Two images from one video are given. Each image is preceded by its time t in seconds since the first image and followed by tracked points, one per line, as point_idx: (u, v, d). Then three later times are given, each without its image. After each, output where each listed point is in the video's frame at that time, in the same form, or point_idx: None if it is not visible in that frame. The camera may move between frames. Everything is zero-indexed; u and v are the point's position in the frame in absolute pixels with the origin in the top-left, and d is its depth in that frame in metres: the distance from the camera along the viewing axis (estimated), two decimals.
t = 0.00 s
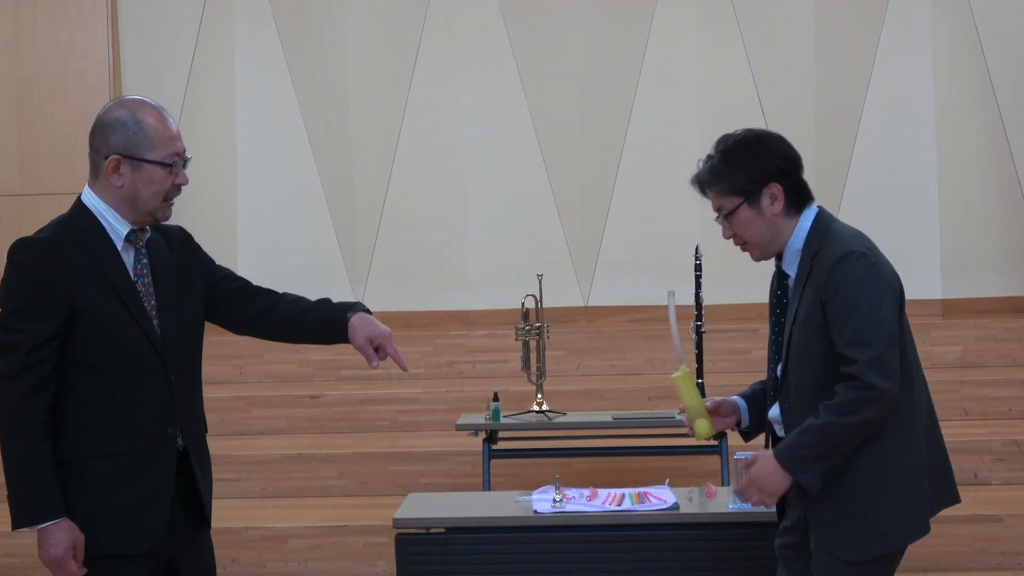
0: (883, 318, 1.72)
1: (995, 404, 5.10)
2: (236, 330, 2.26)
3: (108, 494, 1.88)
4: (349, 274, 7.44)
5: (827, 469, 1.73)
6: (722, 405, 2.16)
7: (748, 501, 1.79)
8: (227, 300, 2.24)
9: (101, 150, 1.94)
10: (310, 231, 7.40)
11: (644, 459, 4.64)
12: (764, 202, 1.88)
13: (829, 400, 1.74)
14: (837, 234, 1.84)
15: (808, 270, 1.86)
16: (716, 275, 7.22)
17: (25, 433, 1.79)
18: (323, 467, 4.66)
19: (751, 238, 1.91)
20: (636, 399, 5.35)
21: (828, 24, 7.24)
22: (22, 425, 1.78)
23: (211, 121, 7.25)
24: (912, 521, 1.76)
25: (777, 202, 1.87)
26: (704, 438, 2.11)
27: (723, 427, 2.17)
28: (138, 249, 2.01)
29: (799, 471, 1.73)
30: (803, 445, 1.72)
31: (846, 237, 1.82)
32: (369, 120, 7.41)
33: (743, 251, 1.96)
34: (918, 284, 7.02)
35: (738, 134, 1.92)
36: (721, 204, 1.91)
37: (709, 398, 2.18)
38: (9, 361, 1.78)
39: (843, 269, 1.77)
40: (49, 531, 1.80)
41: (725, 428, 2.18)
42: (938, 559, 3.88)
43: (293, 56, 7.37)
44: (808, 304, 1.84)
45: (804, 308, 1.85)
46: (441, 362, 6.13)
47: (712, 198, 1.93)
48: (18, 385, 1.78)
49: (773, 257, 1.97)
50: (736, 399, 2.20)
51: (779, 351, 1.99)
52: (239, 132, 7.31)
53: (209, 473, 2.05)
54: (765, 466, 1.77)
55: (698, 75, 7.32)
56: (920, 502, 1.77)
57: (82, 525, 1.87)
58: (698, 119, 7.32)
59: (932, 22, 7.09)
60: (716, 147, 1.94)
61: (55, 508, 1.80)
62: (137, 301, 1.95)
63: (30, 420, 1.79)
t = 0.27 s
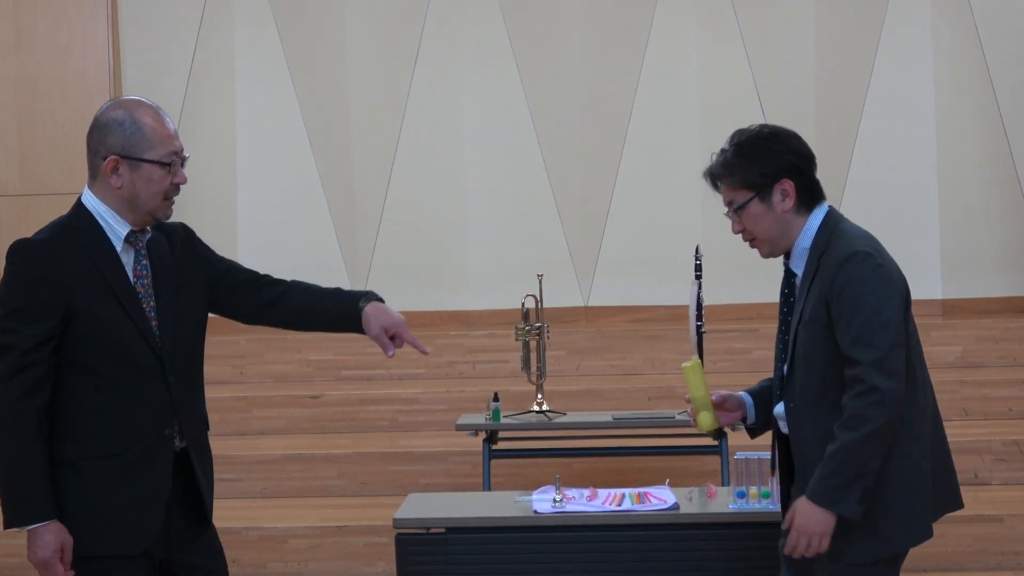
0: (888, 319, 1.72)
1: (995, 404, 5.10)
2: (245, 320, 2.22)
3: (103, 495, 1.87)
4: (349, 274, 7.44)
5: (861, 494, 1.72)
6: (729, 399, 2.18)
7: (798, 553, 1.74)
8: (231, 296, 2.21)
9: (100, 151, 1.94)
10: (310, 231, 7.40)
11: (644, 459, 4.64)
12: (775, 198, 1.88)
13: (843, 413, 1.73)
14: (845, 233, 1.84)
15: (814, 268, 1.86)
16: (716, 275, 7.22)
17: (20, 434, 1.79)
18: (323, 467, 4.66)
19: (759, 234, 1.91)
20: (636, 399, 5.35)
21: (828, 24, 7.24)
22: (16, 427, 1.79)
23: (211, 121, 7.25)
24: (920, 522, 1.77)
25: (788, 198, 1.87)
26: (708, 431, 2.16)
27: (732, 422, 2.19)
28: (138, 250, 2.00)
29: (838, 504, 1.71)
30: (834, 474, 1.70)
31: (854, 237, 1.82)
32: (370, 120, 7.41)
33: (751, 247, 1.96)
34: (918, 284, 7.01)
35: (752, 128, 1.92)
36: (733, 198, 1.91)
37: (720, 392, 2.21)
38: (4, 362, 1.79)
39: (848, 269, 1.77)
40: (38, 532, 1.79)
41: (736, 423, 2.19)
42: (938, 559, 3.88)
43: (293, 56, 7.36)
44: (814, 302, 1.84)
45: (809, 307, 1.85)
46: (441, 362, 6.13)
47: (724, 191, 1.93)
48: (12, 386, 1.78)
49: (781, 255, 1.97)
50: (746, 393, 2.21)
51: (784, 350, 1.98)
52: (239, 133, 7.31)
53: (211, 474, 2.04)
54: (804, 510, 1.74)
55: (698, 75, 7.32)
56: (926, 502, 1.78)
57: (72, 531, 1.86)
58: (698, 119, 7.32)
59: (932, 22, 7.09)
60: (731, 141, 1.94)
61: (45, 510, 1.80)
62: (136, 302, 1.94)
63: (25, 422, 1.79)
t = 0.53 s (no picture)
0: (892, 322, 1.72)
1: (995, 404, 5.10)
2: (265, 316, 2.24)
3: (115, 490, 1.87)
4: (349, 274, 7.44)
5: (884, 505, 1.71)
6: (733, 403, 2.18)
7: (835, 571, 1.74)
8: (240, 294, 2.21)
9: (114, 149, 1.93)
10: (310, 231, 7.40)
11: (644, 459, 4.64)
12: (777, 202, 1.88)
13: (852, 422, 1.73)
14: (848, 236, 1.84)
15: (818, 271, 1.86)
16: (715, 275, 7.22)
17: (33, 428, 1.79)
18: (323, 467, 4.66)
19: (761, 238, 1.91)
20: (636, 399, 5.35)
21: (828, 24, 7.24)
22: (29, 421, 1.78)
23: (211, 121, 7.26)
24: (935, 522, 1.77)
25: (789, 202, 1.88)
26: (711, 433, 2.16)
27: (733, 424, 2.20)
28: (151, 248, 2.00)
29: (863, 518, 1.70)
30: (855, 487, 1.70)
31: (857, 240, 1.82)
32: (370, 119, 7.41)
33: (754, 251, 1.97)
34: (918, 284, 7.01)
35: (754, 133, 1.92)
36: (734, 201, 1.92)
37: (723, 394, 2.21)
38: (18, 357, 1.78)
39: (851, 274, 1.77)
40: (54, 525, 1.80)
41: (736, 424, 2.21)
42: (938, 559, 3.88)
43: (293, 56, 7.36)
44: (817, 307, 1.84)
45: (813, 312, 1.85)
46: (441, 362, 6.13)
47: (725, 195, 1.94)
48: (26, 380, 1.78)
49: (783, 259, 1.97)
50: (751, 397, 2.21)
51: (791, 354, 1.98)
52: (239, 132, 7.31)
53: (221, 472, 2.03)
54: (833, 527, 1.73)
55: (698, 75, 7.32)
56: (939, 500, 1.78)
57: (87, 524, 1.86)
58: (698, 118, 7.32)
59: (932, 22, 7.09)
60: (733, 144, 1.94)
61: (60, 503, 1.80)
62: (149, 300, 1.93)
63: (38, 417, 1.79)
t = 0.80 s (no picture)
0: (897, 321, 1.72)
1: (995, 404, 5.10)
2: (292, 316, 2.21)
3: (134, 484, 1.87)
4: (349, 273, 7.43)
5: (888, 505, 1.71)
6: (743, 379, 2.18)
7: (839, 572, 1.73)
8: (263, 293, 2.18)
9: (138, 149, 1.92)
10: (310, 232, 7.40)
11: (645, 459, 4.64)
12: (780, 201, 1.88)
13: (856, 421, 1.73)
14: (853, 235, 1.84)
15: (823, 270, 1.86)
16: (715, 275, 7.23)
17: (56, 420, 1.79)
18: (323, 467, 4.66)
19: (764, 237, 1.91)
20: (636, 399, 5.35)
21: (827, 23, 7.24)
22: (53, 413, 1.78)
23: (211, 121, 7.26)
24: (937, 522, 1.77)
25: (792, 201, 1.87)
26: (716, 401, 2.15)
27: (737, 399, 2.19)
28: (174, 247, 1.99)
29: (866, 517, 1.70)
30: (859, 487, 1.70)
31: (862, 239, 1.82)
32: (370, 119, 7.41)
33: (757, 250, 1.97)
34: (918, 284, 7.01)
35: (758, 132, 1.92)
36: (738, 200, 1.91)
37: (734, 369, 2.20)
38: (41, 349, 1.78)
39: (857, 272, 1.77)
40: (83, 513, 1.80)
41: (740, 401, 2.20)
42: (938, 559, 3.88)
43: (293, 56, 7.36)
44: (821, 306, 1.84)
45: (817, 311, 1.85)
46: (441, 362, 6.13)
47: (729, 194, 1.94)
48: (50, 373, 1.78)
49: (788, 258, 1.97)
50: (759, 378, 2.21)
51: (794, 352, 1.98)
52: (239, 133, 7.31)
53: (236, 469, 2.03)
54: (838, 527, 1.73)
55: (698, 75, 7.33)
56: (941, 500, 1.78)
57: (117, 509, 1.87)
58: (698, 118, 7.32)
59: (932, 22, 7.09)
60: (736, 143, 1.94)
61: (86, 492, 1.80)
62: (171, 298, 1.93)
63: (60, 409, 1.79)
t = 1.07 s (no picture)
0: (897, 319, 1.72)
1: (995, 404, 5.10)
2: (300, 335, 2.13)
3: (146, 482, 1.87)
4: (349, 274, 7.43)
5: (884, 502, 1.71)
6: (738, 372, 2.16)
7: (833, 567, 1.73)
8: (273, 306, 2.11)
9: (167, 154, 1.91)
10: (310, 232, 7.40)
11: (645, 459, 4.64)
12: (778, 201, 1.88)
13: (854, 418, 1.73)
14: (852, 234, 1.84)
15: (823, 268, 1.86)
16: (715, 275, 7.23)
17: (72, 416, 1.79)
18: (323, 467, 4.66)
19: (762, 237, 1.91)
20: (636, 399, 5.35)
21: (827, 24, 7.24)
22: (69, 409, 1.79)
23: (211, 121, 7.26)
24: (931, 521, 1.77)
25: (790, 201, 1.87)
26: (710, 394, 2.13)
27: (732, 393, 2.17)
28: (193, 251, 1.99)
29: (863, 514, 1.70)
30: (856, 484, 1.70)
31: (862, 238, 1.82)
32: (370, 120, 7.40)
33: (756, 250, 1.96)
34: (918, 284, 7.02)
35: (754, 131, 1.91)
36: (736, 201, 1.91)
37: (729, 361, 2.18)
38: (59, 345, 1.79)
39: (858, 271, 1.77)
40: (96, 509, 1.81)
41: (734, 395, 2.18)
42: (938, 559, 3.88)
43: (294, 57, 7.36)
44: (821, 304, 1.84)
45: (817, 309, 1.85)
46: (441, 362, 6.13)
47: (727, 195, 1.93)
48: (68, 368, 1.78)
49: (787, 257, 1.96)
50: (753, 373, 2.20)
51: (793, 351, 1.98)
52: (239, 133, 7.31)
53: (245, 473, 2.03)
54: (833, 524, 1.73)
55: (698, 74, 7.33)
56: (937, 500, 1.78)
57: (128, 507, 1.87)
58: (698, 119, 7.32)
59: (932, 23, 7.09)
60: (733, 144, 1.94)
61: (101, 488, 1.81)
62: (187, 300, 1.93)
63: (77, 405, 1.79)
